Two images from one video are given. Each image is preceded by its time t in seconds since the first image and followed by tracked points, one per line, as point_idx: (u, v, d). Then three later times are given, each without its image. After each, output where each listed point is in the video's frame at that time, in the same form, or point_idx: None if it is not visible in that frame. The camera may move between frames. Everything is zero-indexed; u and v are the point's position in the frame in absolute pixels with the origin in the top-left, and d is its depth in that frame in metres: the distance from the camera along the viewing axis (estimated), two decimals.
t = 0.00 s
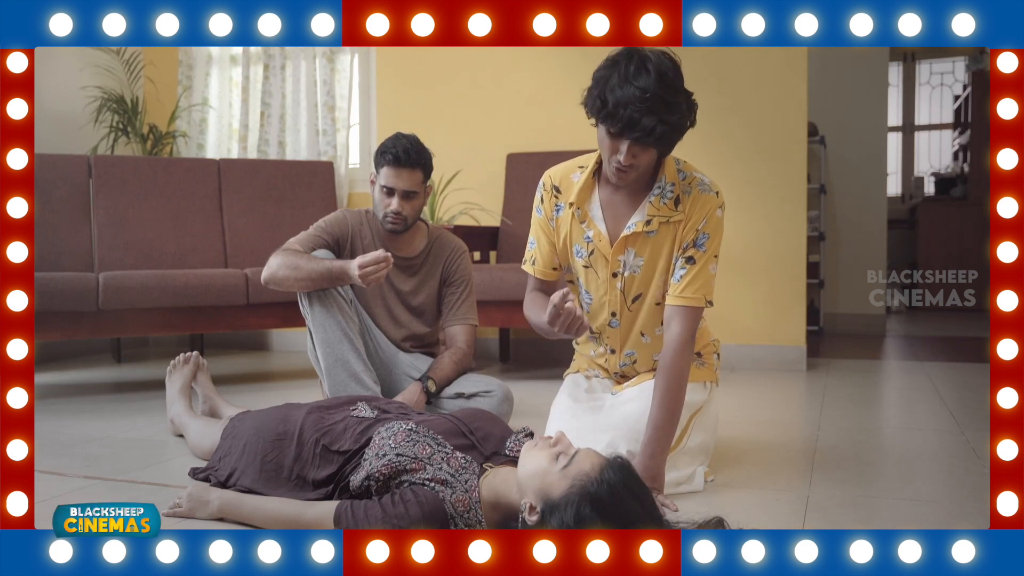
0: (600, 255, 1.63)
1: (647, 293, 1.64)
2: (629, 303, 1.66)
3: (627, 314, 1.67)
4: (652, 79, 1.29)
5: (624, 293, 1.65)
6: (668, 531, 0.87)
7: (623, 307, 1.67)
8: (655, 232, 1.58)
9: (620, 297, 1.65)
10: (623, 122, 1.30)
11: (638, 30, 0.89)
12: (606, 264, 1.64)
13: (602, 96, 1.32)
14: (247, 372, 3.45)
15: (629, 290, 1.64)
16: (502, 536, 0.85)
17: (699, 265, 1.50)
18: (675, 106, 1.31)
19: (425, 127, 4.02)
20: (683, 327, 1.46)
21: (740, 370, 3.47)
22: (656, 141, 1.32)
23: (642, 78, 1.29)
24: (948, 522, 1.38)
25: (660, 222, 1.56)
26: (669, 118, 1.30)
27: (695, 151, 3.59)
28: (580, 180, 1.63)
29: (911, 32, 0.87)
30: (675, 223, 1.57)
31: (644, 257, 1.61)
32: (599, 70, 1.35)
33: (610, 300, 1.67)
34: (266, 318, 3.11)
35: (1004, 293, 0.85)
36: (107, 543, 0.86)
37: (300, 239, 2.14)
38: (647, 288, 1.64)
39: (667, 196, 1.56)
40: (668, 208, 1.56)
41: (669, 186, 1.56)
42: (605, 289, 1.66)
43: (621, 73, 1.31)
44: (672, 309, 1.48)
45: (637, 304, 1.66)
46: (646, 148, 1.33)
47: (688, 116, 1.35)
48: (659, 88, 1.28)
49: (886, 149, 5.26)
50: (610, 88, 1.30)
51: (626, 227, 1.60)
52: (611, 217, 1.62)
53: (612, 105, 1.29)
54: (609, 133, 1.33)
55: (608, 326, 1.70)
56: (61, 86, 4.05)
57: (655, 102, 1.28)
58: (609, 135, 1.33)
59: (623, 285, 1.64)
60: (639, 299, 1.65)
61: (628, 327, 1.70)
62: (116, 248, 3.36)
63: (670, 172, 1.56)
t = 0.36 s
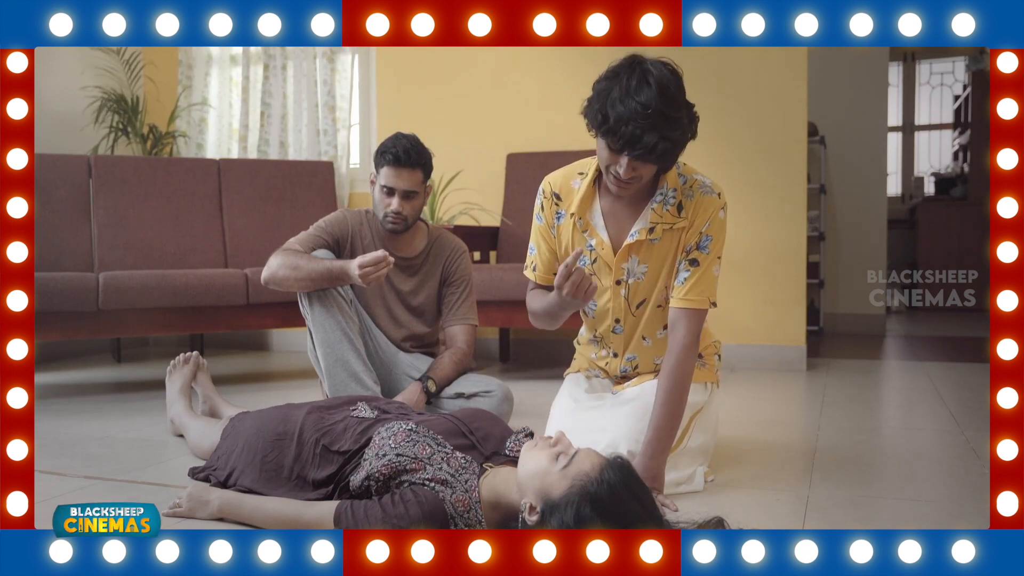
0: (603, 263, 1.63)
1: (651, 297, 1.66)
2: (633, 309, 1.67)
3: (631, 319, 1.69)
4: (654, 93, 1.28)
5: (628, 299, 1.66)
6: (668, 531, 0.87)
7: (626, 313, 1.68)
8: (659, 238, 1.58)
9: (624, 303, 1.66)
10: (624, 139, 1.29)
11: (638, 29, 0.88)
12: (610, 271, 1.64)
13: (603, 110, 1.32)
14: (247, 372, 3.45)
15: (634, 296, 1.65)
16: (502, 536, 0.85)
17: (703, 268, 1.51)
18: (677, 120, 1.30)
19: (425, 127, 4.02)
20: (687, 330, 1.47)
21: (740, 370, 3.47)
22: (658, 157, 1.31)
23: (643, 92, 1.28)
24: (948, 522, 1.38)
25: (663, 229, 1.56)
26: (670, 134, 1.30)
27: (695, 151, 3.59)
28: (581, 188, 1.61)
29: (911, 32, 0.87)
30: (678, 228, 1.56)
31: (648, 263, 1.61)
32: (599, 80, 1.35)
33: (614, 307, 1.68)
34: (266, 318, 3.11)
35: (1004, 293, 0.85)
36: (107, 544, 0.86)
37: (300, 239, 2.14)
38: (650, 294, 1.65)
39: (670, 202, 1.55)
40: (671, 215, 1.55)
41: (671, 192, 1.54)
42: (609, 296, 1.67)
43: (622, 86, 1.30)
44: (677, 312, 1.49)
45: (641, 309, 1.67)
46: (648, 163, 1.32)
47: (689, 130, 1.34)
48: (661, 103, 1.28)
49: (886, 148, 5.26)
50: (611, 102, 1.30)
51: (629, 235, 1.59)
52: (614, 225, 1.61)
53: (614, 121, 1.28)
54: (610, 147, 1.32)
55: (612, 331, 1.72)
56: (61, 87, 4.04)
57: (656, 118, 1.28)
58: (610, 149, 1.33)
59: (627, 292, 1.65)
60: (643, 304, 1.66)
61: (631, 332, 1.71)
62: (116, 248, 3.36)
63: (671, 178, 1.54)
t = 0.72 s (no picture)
0: (604, 273, 1.63)
1: (653, 303, 1.66)
2: (635, 316, 1.68)
3: (633, 325, 1.69)
4: (652, 105, 1.27)
5: (631, 307, 1.66)
6: (667, 530, 0.87)
7: (629, 320, 1.69)
8: (660, 247, 1.58)
9: (626, 311, 1.67)
10: (620, 151, 1.28)
11: (638, 30, 0.88)
12: (611, 281, 1.64)
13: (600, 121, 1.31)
14: (247, 372, 3.45)
15: (636, 304, 1.66)
16: (502, 536, 0.85)
17: (707, 270, 1.52)
18: (675, 135, 1.29)
19: (425, 127, 4.02)
20: (693, 335, 1.47)
21: (740, 370, 3.47)
22: (653, 171, 1.31)
23: (641, 104, 1.28)
24: (948, 522, 1.38)
25: (664, 237, 1.56)
26: (667, 148, 1.29)
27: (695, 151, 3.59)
28: (579, 198, 1.60)
29: (911, 32, 0.87)
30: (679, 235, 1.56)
31: (649, 271, 1.62)
32: (597, 90, 1.34)
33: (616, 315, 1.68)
34: (266, 318, 3.11)
35: (1004, 293, 0.85)
36: (107, 544, 0.86)
37: (300, 238, 2.14)
38: (652, 301, 1.66)
39: (669, 210, 1.54)
40: (671, 223, 1.54)
41: (670, 200, 1.54)
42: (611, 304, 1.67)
43: (620, 96, 1.30)
44: (681, 316, 1.50)
45: (643, 315, 1.68)
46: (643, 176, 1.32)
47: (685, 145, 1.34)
48: (658, 116, 1.27)
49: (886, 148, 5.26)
50: (609, 113, 1.29)
51: (629, 246, 1.59)
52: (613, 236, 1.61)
53: (611, 132, 1.28)
54: (606, 158, 1.32)
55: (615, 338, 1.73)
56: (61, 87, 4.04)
57: (653, 131, 1.27)
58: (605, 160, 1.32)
59: (629, 300, 1.65)
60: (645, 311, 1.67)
61: (633, 338, 1.72)
62: (116, 248, 3.36)
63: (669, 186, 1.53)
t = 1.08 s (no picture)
0: (606, 274, 1.62)
1: (654, 304, 1.67)
2: (636, 317, 1.68)
3: (635, 326, 1.69)
4: (639, 118, 1.26)
5: (633, 308, 1.66)
6: (667, 530, 0.87)
7: (630, 320, 1.68)
8: (662, 248, 1.57)
9: (628, 311, 1.67)
10: (610, 166, 1.29)
11: (638, 29, 0.88)
12: (612, 282, 1.64)
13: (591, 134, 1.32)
14: (247, 372, 3.45)
15: (638, 304, 1.66)
16: (502, 536, 0.85)
17: (708, 271, 1.52)
18: (665, 146, 1.28)
19: (425, 127, 4.02)
20: (694, 335, 1.47)
21: (740, 370, 3.47)
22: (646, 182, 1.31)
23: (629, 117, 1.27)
24: (948, 522, 1.38)
25: (665, 239, 1.56)
26: (658, 160, 1.29)
27: (695, 151, 3.59)
28: (579, 200, 1.60)
29: (911, 32, 0.87)
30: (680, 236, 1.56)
31: (651, 272, 1.61)
32: (588, 102, 1.34)
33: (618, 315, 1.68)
34: (266, 318, 3.11)
35: (1004, 293, 0.85)
36: (108, 544, 0.86)
37: (301, 238, 2.14)
38: (654, 301, 1.66)
39: (671, 211, 1.53)
40: (672, 224, 1.54)
41: (672, 201, 1.53)
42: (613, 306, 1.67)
43: (608, 110, 1.29)
44: (683, 317, 1.49)
45: (645, 316, 1.68)
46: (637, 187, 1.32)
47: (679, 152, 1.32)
48: (646, 129, 1.26)
49: (886, 148, 5.26)
50: (597, 128, 1.30)
51: (630, 247, 1.59)
52: (614, 236, 1.60)
53: (600, 148, 1.29)
54: (599, 173, 1.33)
55: (616, 339, 1.72)
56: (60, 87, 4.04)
57: (642, 145, 1.27)
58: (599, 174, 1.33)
59: (630, 301, 1.65)
60: (646, 311, 1.67)
61: (634, 338, 1.72)
62: (115, 248, 3.36)
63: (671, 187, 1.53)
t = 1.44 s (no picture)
0: (606, 269, 1.62)
1: (654, 302, 1.66)
2: (635, 314, 1.68)
3: (633, 324, 1.69)
4: (652, 105, 1.27)
5: (631, 305, 1.66)
6: (668, 531, 0.87)
7: (629, 318, 1.68)
8: (662, 245, 1.58)
9: (627, 309, 1.66)
10: (621, 151, 1.29)
11: (638, 29, 0.88)
12: (612, 278, 1.64)
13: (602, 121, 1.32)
14: (247, 372, 3.45)
15: (636, 301, 1.66)
16: (502, 536, 0.85)
17: (707, 270, 1.52)
18: (675, 135, 1.29)
19: (425, 127, 4.02)
20: (693, 332, 1.47)
21: (740, 370, 3.47)
22: (655, 170, 1.31)
23: (642, 104, 1.27)
24: (947, 522, 1.38)
25: (665, 235, 1.56)
26: (669, 147, 1.29)
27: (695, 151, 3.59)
28: (581, 194, 1.60)
29: (912, 32, 0.87)
30: (680, 234, 1.56)
31: (650, 269, 1.61)
32: (600, 89, 1.34)
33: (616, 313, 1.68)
34: (266, 318, 3.11)
35: (1004, 293, 0.85)
36: (108, 543, 0.86)
37: (301, 238, 2.14)
38: (653, 298, 1.65)
39: (672, 209, 1.53)
40: (673, 221, 1.54)
41: (673, 199, 1.53)
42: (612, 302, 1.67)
43: (621, 97, 1.29)
44: (681, 315, 1.49)
45: (643, 314, 1.68)
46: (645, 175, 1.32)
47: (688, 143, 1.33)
48: (659, 115, 1.27)
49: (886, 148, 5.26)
50: (609, 113, 1.30)
51: (630, 242, 1.59)
52: (615, 232, 1.61)
53: (612, 133, 1.28)
54: (608, 158, 1.32)
55: (614, 336, 1.72)
56: (60, 87, 4.04)
57: (654, 131, 1.27)
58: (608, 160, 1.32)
59: (629, 298, 1.65)
60: (645, 309, 1.67)
61: (633, 337, 1.72)
62: (115, 248, 3.36)
63: (672, 184, 1.53)
